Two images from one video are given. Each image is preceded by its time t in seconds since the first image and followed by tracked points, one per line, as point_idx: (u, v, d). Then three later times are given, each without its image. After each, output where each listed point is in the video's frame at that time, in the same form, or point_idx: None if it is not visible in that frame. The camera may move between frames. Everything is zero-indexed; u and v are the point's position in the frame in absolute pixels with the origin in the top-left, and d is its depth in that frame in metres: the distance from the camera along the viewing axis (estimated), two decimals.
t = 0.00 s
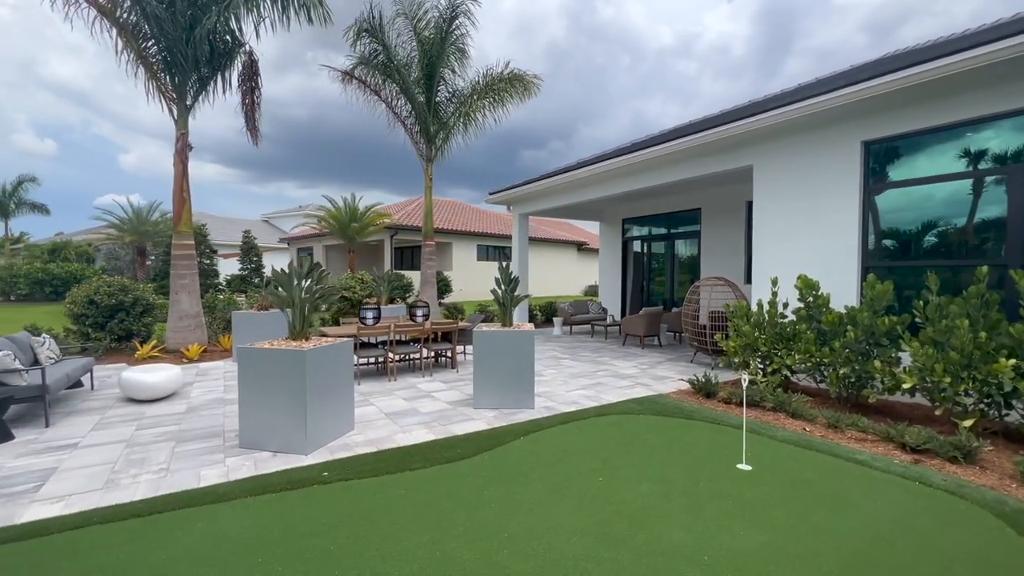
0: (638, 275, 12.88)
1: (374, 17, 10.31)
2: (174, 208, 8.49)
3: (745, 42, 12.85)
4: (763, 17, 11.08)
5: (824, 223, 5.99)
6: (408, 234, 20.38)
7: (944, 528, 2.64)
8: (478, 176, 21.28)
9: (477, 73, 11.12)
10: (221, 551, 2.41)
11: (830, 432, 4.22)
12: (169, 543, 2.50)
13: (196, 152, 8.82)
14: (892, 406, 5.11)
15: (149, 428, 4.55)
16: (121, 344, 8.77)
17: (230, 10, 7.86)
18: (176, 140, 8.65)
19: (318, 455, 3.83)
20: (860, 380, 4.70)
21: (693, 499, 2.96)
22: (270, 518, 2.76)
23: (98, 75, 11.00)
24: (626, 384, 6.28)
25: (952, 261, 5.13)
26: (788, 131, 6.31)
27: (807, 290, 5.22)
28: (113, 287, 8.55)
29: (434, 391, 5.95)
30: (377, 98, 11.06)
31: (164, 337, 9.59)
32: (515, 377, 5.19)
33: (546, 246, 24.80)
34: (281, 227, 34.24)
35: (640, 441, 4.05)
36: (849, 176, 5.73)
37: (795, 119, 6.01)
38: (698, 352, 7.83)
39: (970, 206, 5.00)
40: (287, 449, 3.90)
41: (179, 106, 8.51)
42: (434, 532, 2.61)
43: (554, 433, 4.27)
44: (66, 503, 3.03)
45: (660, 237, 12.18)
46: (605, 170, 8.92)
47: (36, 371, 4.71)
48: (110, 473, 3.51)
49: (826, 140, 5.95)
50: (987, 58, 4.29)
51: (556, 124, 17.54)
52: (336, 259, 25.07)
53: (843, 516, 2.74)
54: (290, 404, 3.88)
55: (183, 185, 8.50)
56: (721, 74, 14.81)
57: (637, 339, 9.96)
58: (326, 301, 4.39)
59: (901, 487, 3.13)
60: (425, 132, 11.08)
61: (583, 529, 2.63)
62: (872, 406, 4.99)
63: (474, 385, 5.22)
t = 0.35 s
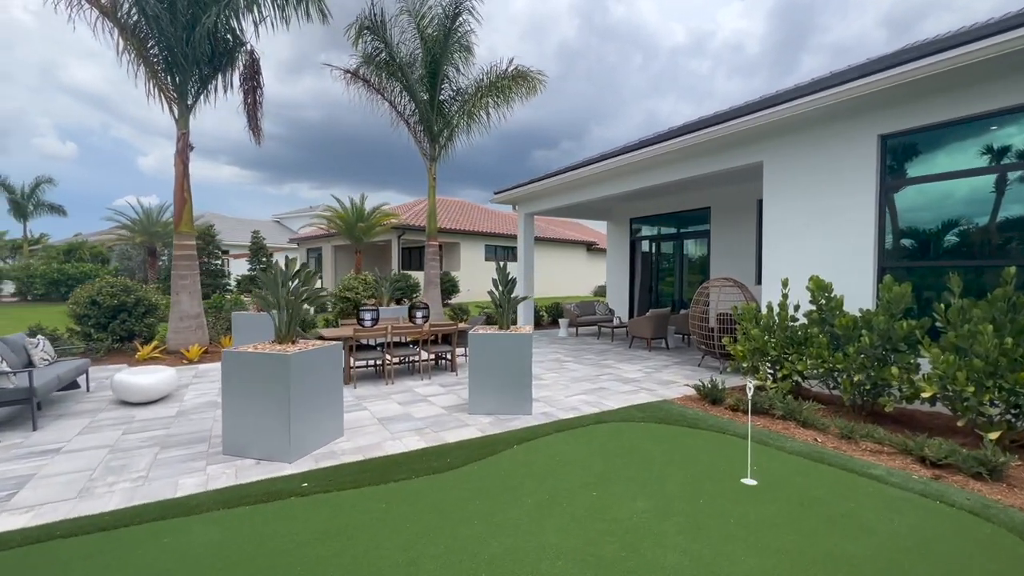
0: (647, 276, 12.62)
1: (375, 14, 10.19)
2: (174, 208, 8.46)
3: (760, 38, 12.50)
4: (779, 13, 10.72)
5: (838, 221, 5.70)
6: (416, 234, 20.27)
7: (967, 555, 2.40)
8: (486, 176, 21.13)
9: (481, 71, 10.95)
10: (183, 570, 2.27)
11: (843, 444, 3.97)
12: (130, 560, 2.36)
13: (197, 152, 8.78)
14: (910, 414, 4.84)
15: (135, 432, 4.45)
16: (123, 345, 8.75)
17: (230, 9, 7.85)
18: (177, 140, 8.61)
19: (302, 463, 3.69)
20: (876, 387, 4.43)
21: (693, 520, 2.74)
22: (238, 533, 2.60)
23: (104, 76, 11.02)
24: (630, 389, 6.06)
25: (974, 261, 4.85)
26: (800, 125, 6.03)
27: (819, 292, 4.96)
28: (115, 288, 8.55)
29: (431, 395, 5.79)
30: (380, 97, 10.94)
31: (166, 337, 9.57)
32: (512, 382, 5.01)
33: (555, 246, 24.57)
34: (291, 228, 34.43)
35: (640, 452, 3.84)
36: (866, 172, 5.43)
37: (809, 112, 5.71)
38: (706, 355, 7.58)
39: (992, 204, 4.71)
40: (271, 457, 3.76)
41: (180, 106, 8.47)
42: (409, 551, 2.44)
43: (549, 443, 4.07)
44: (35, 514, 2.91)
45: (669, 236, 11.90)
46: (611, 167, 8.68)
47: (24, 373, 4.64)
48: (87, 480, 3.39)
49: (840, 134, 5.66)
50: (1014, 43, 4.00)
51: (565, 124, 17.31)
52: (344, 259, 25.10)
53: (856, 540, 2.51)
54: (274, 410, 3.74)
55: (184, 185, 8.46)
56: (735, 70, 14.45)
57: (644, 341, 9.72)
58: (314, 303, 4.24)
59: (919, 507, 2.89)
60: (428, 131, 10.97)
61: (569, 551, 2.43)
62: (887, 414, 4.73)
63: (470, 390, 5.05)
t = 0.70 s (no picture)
0: (653, 276, 12.38)
1: (375, 10, 10.06)
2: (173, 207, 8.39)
3: (772, 36, 12.22)
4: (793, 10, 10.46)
5: (851, 218, 5.45)
6: (421, 234, 20.15)
7: None
8: (491, 176, 20.97)
9: (483, 67, 10.79)
10: None
11: (857, 453, 3.75)
12: None
13: (196, 151, 8.71)
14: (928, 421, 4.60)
15: (121, 436, 4.33)
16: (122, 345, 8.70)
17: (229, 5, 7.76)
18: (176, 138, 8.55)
19: (286, 471, 3.53)
20: (893, 393, 4.20)
21: (694, 538, 2.53)
22: (204, 548, 2.45)
23: (107, 76, 11.03)
24: (633, 392, 5.85)
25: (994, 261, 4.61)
26: (810, 118, 5.79)
27: (831, 292, 4.72)
28: (115, 288, 8.50)
29: (428, 398, 5.63)
30: (382, 95, 10.82)
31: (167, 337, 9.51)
32: (510, 385, 4.83)
33: (561, 246, 24.34)
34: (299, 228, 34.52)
35: (640, 460, 3.65)
36: (880, 166, 5.18)
37: (822, 104, 5.45)
38: (713, 358, 7.34)
39: (1012, 203, 4.48)
40: (254, 464, 3.62)
41: (178, 105, 8.40)
42: (384, 568, 2.27)
43: (545, 450, 3.90)
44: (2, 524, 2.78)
45: (676, 236, 11.64)
46: (616, 164, 8.46)
47: (10, 375, 4.54)
48: (63, 487, 3.27)
49: (854, 127, 5.40)
50: None
51: (571, 124, 17.10)
52: (350, 259, 25.06)
53: (871, 562, 2.29)
54: (258, 414, 3.59)
55: (182, 184, 8.38)
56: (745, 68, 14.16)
57: (650, 342, 9.50)
58: (302, 305, 4.09)
59: (940, 526, 2.67)
60: (430, 129, 10.83)
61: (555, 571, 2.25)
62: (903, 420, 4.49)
63: (466, 394, 4.87)
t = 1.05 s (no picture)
0: (659, 276, 12.11)
1: (374, 5, 9.91)
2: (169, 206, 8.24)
3: (781, 34, 11.94)
4: (805, 8, 10.18)
5: (866, 215, 5.16)
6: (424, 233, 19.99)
7: None
8: (495, 176, 20.77)
9: (485, 63, 10.59)
10: None
11: (873, 466, 3.50)
12: None
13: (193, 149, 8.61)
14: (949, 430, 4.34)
15: (101, 441, 4.17)
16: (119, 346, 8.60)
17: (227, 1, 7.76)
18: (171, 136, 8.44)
19: (265, 481, 3.35)
20: (911, 400, 3.94)
21: (696, 562, 2.31)
22: (160, 569, 2.25)
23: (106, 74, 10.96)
24: (635, 397, 5.61)
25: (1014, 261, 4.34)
26: (822, 110, 5.52)
27: (845, 293, 4.47)
28: (111, 288, 8.39)
29: (422, 403, 5.44)
30: (382, 92, 10.64)
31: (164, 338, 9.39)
32: (506, 390, 4.62)
33: (566, 246, 24.09)
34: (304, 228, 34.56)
35: (640, 471, 3.42)
36: (898, 159, 4.88)
37: (836, 94, 5.16)
38: (720, 361, 7.09)
39: None
40: (232, 473, 3.44)
41: (173, 102, 8.26)
42: None
43: (539, 459, 3.68)
44: None
45: (682, 235, 11.37)
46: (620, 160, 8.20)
47: None
48: (29, 498, 3.10)
49: (870, 119, 5.11)
50: None
51: (576, 124, 16.87)
52: (354, 259, 24.98)
53: None
54: (237, 420, 3.41)
55: (178, 182, 8.25)
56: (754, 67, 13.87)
57: (654, 344, 9.25)
58: (286, 305, 3.92)
59: (967, 550, 2.42)
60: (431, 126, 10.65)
61: None
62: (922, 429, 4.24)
63: (460, 398, 4.66)
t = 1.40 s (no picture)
0: (662, 276, 11.88)
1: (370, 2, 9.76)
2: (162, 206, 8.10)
3: (787, 33, 11.72)
4: (815, 6, 9.95)
5: (876, 213, 4.92)
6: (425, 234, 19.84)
7: None
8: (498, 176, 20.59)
9: (484, 60, 10.42)
10: None
11: (887, 481, 3.29)
12: None
13: (186, 147, 8.42)
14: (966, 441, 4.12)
15: (77, 450, 4.01)
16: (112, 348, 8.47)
17: None
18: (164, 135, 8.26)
19: (241, 495, 3.18)
20: (927, 410, 3.72)
21: None
22: None
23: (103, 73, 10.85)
24: (635, 403, 5.40)
25: None
26: (830, 105, 5.29)
27: (856, 296, 4.25)
28: (104, 289, 8.26)
29: (414, 409, 5.25)
30: (379, 90, 10.46)
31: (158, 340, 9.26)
32: (499, 396, 4.42)
33: (570, 246, 23.88)
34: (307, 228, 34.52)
35: (637, 486, 3.22)
36: (911, 155, 4.64)
37: (848, 87, 4.91)
38: (724, 365, 6.87)
39: None
40: (207, 486, 3.27)
41: (166, 100, 8.05)
42: None
43: (529, 471, 3.50)
44: None
45: (686, 235, 11.14)
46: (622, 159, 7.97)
47: None
48: None
49: (881, 113, 4.87)
50: None
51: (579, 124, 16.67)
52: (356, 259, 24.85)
53: None
54: (212, 430, 3.24)
55: (171, 183, 8.07)
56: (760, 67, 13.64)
57: (657, 347, 9.03)
58: (266, 309, 3.76)
59: None
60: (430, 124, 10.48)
61: None
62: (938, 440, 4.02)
63: (451, 405, 4.48)
